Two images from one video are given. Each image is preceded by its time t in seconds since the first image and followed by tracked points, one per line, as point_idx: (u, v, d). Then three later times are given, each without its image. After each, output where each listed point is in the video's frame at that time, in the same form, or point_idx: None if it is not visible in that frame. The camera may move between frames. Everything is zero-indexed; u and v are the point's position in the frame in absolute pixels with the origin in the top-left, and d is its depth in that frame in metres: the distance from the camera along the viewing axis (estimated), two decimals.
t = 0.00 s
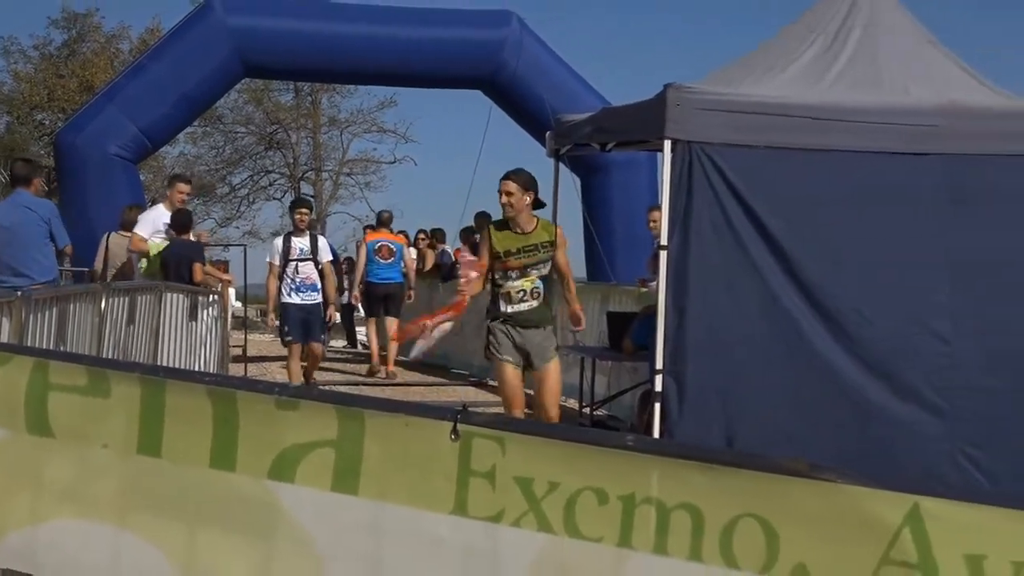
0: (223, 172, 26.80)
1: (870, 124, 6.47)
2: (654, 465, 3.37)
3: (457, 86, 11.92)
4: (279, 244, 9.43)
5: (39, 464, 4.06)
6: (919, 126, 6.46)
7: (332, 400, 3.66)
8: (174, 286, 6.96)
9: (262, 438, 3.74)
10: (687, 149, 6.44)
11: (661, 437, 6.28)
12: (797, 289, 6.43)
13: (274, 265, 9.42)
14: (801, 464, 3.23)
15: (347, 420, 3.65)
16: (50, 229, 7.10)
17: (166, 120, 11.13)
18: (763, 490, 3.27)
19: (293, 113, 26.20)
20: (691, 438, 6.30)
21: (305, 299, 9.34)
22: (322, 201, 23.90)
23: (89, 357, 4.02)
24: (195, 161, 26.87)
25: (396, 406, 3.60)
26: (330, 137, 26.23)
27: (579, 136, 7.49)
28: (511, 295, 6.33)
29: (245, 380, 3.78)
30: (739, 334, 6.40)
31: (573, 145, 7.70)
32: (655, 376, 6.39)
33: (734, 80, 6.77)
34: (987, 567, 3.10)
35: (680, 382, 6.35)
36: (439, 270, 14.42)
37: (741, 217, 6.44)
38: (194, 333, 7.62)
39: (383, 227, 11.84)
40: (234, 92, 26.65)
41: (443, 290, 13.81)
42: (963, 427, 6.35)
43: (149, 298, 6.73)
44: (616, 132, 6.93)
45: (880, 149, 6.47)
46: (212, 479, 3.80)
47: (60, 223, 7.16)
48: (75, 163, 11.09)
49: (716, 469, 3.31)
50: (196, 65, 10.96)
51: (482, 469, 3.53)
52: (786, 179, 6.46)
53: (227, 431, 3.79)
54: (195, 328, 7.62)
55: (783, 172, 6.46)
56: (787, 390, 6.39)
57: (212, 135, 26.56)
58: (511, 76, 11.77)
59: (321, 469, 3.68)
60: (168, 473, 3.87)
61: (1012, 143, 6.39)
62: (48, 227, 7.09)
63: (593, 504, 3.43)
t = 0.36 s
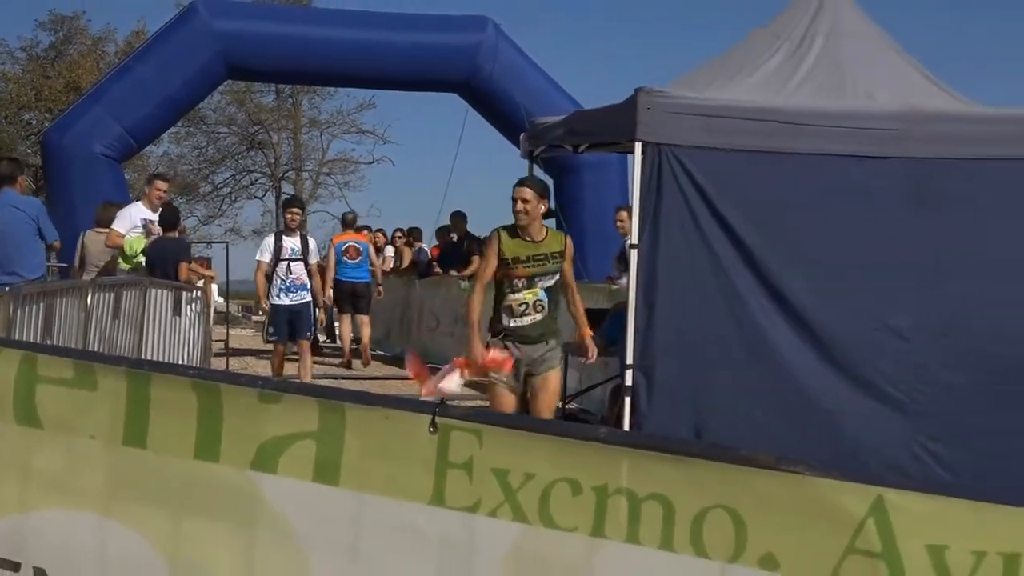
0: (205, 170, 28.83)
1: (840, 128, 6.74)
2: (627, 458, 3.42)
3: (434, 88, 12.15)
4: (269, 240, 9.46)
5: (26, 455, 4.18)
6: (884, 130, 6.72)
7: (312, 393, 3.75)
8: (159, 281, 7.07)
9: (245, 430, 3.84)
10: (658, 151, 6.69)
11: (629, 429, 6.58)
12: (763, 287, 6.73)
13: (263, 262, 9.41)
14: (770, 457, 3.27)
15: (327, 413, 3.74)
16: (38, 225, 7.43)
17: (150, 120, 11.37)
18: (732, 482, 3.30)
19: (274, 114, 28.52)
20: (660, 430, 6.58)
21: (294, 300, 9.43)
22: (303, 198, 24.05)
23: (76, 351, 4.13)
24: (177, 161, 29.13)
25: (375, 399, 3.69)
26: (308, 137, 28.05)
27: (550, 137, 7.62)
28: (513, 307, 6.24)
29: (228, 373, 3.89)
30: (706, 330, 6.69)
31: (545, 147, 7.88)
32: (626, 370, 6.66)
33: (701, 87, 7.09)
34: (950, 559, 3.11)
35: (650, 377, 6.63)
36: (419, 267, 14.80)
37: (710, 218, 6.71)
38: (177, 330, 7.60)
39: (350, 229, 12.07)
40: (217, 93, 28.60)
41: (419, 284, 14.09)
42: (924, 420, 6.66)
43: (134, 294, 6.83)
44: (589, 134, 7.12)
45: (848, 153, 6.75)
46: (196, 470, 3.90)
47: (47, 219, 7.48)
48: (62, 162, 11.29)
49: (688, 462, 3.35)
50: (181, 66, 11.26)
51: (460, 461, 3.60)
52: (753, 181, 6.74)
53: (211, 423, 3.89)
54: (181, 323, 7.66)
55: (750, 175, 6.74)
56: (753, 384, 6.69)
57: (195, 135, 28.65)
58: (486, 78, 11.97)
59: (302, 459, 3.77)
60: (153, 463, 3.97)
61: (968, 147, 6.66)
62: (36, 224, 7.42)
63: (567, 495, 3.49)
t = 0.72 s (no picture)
0: (181, 166, 29.11)
1: (792, 128, 6.95)
2: (593, 447, 3.49)
3: (407, 88, 12.24)
4: (256, 233, 9.54)
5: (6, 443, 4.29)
6: (837, 130, 6.90)
7: (284, 382, 3.83)
8: (137, 274, 7.17)
9: (219, 419, 3.93)
10: (622, 150, 7.00)
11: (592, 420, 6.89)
12: (723, 283, 7.03)
13: (250, 255, 9.57)
14: (731, 446, 3.35)
15: (299, 402, 3.81)
16: (17, 222, 7.48)
17: (128, 117, 11.43)
18: (692, 469, 3.39)
19: (250, 113, 28.58)
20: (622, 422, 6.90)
21: (283, 289, 9.51)
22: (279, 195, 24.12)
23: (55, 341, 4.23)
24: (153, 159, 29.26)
25: (346, 389, 3.75)
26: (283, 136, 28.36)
27: (518, 136, 7.92)
28: (522, 304, 6.17)
29: (202, 364, 3.99)
30: (667, 324, 7.01)
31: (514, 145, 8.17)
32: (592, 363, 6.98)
33: (662, 90, 7.41)
34: (903, 543, 3.18)
35: (614, 369, 6.95)
36: (387, 261, 15.17)
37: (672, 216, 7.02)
38: (154, 322, 7.70)
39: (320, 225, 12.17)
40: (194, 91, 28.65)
41: (391, 277, 14.47)
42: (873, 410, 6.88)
43: (111, 286, 6.94)
44: (555, 133, 7.41)
45: (803, 152, 6.96)
46: (172, 458, 3.99)
47: (28, 214, 7.53)
48: (40, 158, 11.35)
49: (651, 451, 3.43)
50: (159, 64, 11.31)
51: (430, 449, 3.67)
52: (714, 181, 7.02)
53: (188, 412, 3.98)
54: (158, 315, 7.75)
55: (712, 175, 7.02)
56: (713, 378, 6.99)
57: (172, 132, 28.70)
58: (456, 79, 12.06)
59: (275, 447, 3.85)
60: (129, 451, 4.07)
61: (923, 148, 6.83)
62: (16, 220, 7.47)
63: (534, 483, 3.55)
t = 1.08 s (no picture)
0: (105, 161, 29.51)
1: (702, 128, 7.34)
2: (507, 437, 3.56)
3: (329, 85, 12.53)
4: (182, 227, 9.50)
5: None
6: (742, 130, 7.35)
7: (206, 374, 3.90)
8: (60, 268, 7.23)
9: (140, 410, 3.99)
10: (538, 148, 7.17)
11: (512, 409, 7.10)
12: (635, 278, 7.35)
13: (177, 249, 9.45)
14: (642, 436, 3.43)
15: (221, 395, 3.89)
16: None
17: (52, 114, 11.40)
18: (605, 457, 3.46)
19: (173, 109, 28.89)
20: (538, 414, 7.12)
21: (209, 285, 9.56)
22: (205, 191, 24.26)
23: None
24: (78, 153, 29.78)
25: (267, 381, 3.83)
26: (207, 133, 29.28)
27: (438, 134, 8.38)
28: (489, 293, 5.70)
29: (124, 356, 4.06)
30: (581, 318, 7.26)
31: (434, 143, 8.67)
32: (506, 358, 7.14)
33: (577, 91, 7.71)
34: (804, 528, 3.26)
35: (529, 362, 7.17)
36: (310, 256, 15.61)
37: (586, 214, 7.28)
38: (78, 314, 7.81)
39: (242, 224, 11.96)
40: (118, 88, 28.93)
41: (310, 271, 14.69)
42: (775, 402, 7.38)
43: (35, 279, 7.02)
44: (471, 131, 7.62)
45: (715, 151, 7.37)
46: (93, 449, 4.05)
47: None
48: None
49: (565, 440, 3.49)
50: (85, 60, 11.28)
51: (349, 439, 3.73)
52: (626, 180, 7.33)
53: (109, 404, 4.04)
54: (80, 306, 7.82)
55: (624, 174, 7.33)
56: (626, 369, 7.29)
57: (96, 128, 29.21)
58: (377, 78, 12.47)
59: (195, 437, 3.91)
60: (50, 442, 4.11)
61: (837, 148, 7.40)
62: None
63: (450, 471, 3.62)
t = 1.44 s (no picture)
0: (18, 158, 29.13)
1: (606, 129, 7.57)
2: (415, 429, 3.56)
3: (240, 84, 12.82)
4: (106, 224, 9.51)
5: None
6: (644, 131, 7.59)
7: (117, 368, 3.97)
8: None
9: (52, 406, 4.04)
10: (447, 148, 7.31)
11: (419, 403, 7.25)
12: (541, 273, 7.57)
13: (99, 244, 9.43)
14: (547, 427, 3.45)
15: (133, 389, 3.95)
16: None
17: None
18: (511, 447, 3.47)
19: (87, 107, 28.63)
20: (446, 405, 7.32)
21: (133, 285, 9.55)
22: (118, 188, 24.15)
23: None
24: None
25: (179, 375, 3.89)
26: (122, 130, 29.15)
27: (349, 133, 8.48)
28: (486, 304, 5.69)
29: (37, 352, 4.13)
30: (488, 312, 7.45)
31: (344, 142, 8.86)
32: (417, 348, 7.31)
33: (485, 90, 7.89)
34: (702, 516, 3.29)
35: (438, 354, 7.35)
36: (222, 252, 15.44)
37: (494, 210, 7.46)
38: None
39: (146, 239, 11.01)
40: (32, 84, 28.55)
41: (224, 266, 14.87)
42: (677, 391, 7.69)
43: None
44: (383, 131, 7.78)
45: (617, 151, 7.61)
46: (5, 444, 4.09)
47: None
48: None
49: (472, 431, 3.50)
50: None
51: (260, 432, 3.76)
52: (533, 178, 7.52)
53: (22, 401, 4.09)
54: None
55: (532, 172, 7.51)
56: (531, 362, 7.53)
57: (9, 125, 28.80)
58: (289, 78, 12.86)
59: (107, 431, 3.97)
60: None
61: (727, 149, 7.68)
62: None
63: (359, 462, 3.62)
